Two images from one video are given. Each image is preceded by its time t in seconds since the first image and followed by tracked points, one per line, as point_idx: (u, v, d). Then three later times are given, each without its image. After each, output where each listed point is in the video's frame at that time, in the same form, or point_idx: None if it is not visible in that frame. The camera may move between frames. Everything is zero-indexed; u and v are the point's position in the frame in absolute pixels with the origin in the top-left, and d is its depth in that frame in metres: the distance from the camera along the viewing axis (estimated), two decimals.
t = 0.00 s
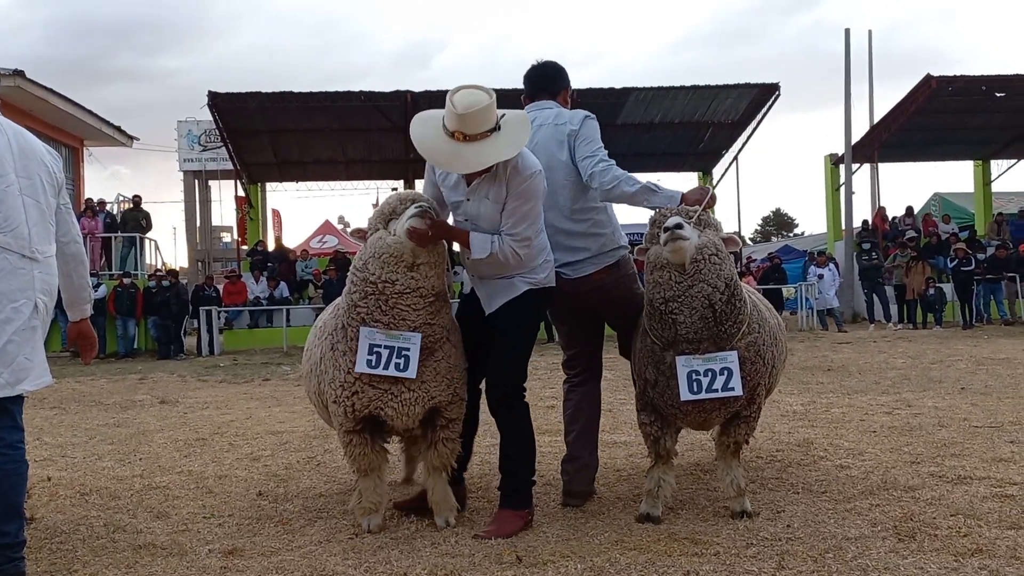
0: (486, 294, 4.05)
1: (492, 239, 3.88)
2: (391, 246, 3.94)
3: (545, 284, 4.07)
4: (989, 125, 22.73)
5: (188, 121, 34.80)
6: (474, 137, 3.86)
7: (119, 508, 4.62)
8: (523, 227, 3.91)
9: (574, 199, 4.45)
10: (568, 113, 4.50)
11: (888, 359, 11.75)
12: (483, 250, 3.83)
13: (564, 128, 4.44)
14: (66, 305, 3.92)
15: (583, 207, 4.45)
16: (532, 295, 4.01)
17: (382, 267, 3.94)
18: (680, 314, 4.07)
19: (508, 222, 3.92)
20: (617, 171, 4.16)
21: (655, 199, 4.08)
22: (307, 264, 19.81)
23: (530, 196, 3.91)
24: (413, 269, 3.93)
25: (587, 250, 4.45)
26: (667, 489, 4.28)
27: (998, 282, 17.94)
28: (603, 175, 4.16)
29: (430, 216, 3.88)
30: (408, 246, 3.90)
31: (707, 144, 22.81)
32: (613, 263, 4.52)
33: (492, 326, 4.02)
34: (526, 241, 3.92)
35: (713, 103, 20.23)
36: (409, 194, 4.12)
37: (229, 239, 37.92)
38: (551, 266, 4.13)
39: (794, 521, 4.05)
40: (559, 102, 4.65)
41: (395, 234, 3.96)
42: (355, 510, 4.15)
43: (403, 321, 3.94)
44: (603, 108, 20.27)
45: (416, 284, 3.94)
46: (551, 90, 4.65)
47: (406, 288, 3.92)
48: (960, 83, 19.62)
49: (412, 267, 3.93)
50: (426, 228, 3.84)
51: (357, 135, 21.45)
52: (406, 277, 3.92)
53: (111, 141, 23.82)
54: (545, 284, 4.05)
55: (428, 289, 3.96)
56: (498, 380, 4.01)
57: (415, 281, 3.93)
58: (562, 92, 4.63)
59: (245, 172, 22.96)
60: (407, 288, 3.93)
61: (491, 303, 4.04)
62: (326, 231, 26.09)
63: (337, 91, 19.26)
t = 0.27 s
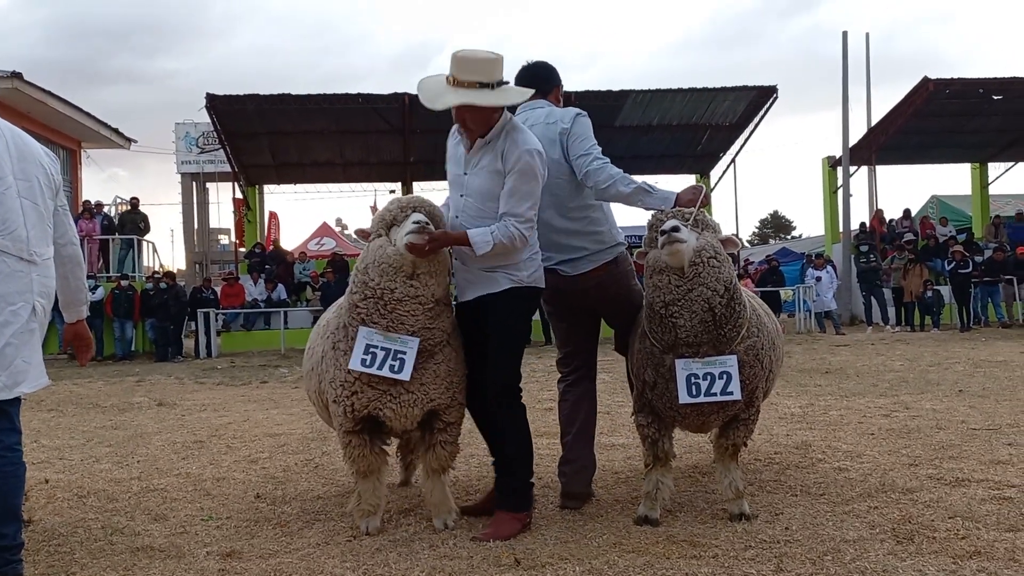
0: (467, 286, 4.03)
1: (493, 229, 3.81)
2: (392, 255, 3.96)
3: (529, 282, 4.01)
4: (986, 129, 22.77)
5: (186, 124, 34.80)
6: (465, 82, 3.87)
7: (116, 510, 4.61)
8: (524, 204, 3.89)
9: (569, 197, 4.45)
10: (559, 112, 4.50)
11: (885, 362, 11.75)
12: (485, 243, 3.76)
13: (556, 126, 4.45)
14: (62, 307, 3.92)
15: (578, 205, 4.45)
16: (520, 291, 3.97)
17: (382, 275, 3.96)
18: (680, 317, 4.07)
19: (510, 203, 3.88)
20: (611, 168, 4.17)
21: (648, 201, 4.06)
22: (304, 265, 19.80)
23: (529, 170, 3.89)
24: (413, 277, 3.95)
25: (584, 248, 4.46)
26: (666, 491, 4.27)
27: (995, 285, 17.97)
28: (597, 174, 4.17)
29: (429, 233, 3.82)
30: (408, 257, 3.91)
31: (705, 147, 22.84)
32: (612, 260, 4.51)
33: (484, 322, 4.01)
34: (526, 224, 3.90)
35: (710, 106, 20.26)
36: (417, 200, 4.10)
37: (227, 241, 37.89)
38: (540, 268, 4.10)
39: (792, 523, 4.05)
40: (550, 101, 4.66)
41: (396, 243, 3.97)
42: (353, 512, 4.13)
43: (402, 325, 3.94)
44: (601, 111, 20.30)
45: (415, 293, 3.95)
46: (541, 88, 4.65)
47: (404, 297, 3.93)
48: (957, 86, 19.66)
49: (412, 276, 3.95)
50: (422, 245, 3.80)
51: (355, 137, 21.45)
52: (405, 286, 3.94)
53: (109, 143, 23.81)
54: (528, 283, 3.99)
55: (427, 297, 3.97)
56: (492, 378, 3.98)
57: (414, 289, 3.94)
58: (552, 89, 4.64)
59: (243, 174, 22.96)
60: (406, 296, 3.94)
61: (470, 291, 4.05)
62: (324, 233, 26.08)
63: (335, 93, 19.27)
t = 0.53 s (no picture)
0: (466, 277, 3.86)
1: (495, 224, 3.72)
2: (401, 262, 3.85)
3: (522, 282, 3.87)
4: (988, 131, 22.76)
5: (187, 125, 34.81)
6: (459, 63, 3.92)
7: (117, 511, 4.61)
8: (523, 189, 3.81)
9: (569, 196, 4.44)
10: (559, 109, 4.48)
11: (886, 364, 11.75)
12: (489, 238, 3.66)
13: (557, 124, 4.41)
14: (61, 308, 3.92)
15: (577, 204, 4.45)
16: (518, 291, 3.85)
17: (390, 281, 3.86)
18: (681, 318, 4.07)
19: (512, 192, 3.80)
20: (612, 167, 4.17)
21: (646, 200, 4.04)
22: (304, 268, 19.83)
23: (526, 155, 3.83)
24: (424, 283, 3.85)
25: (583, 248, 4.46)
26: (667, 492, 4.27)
27: (996, 287, 17.95)
28: (598, 173, 4.18)
29: (437, 243, 3.71)
30: (418, 265, 3.79)
31: (706, 148, 22.84)
32: (610, 261, 4.52)
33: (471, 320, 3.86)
34: (530, 215, 3.81)
35: (711, 107, 20.26)
36: (429, 204, 3.97)
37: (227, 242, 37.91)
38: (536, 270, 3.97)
39: (794, 526, 4.04)
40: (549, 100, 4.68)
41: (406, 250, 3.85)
42: (355, 513, 4.11)
43: (412, 329, 3.86)
44: (602, 113, 20.31)
45: (425, 299, 3.85)
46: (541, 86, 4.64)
47: (414, 303, 3.83)
48: (958, 88, 19.65)
49: (422, 283, 3.84)
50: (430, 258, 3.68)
51: (356, 138, 21.46)
52: (415, 293, 3.83)
53: (110, 144, 23.83)
54: (518, 283, 3.84)
55: (438, 302, 3.87)
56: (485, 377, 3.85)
57: (424, 295, 3.84)
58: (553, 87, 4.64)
59: (244, 176, 22.97)
60: (416, 301, 3.84)
61: (463, 281, 3.89)
62: (324, 234, 26.08)
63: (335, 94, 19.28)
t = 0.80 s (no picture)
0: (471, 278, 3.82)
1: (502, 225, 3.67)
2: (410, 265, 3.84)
3: (518, 286, 3.78)
4: (989, 133, 22.76)
5: (188, 125, 34.84)
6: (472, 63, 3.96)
7: (117, 510, 4.61)
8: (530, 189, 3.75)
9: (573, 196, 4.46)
10: (568, 107, 4.49)
11: (887, 366, 11.75)
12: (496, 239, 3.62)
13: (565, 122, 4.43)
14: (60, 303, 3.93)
15: (581, 204, 4.46)
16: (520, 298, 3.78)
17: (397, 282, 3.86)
18: (682, 318, 4.07)
19: (519, 191, 3.74)
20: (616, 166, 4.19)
21: (650, 198, 4.05)
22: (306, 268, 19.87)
23: (536, 154, 3.77)
24: (431, 285, 3.83)
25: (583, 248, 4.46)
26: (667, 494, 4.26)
27: (997, 289, 17.93)
28: (604, 171, 4.19)
29: (447, 247, 3.68)
30: (426, 269, 3.78)
31: (706, 150, 22.85)
32: (608, 263, 4.50)
33: (470, 319, 3.80)
34: (538, 215, 3.76)
35: (712, 109, 20.27)
36: (441, 206, 3.94)
37: (228, 242, 37.93)
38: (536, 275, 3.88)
39: (794, 527, 4.04)
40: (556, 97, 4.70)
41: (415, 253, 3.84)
42: (356, 513, 4.10)
43: (416, 329, 3.86)
44: (603, 114, 20.31)
45: (432, 301, 3.84)
46: (549, 85, 4.66)
47: (420, 304, 3.83)
48: (960, 90, 19.65)
49: (429, 285, 3.83)
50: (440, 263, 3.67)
51: (357, 139, 21.47)
52: (422, 295, 3.83)
53: (111, 144, 23.85)
54: (517, 286, 3.76)
55: (444, 304, 3.86)
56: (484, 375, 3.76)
57: (430, 297, 3.83)
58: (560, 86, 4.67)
59: (245, 176, 22.98)
60: (422, 303, 3.84)
61: (473, 285, 3.81)
62: (325, 235, 26.09)
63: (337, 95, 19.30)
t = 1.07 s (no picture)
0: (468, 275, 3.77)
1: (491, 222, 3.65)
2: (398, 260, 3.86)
3: (510, 285, 3.73)
4: (992, 142, 22.76)
5: (191, 122, 34.85)
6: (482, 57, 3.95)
7: (112, 505, 4.59)
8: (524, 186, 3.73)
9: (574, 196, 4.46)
10: (572, 106, 4.49)
11: (886, 372, 11.74)
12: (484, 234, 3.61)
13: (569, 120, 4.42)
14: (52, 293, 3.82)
15: (583, 204, 4.46)
16: (513, 296, 3.73)
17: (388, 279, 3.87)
18: (681, 320, 4.06)
19: (514, 189, 3.72)
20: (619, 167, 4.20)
21: (655, 199, 4.03)
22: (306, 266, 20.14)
23: (533, 152, 3.75)
24: (422, 281, 3.84)
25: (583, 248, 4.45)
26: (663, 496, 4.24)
27: (997, 298, 17.91)
28: (605, 171, 4.20)
29: (435, 239, 3.74)
30: (414, 263, 3.79)
31: (708, 154, 22.84)
32: (607, 266, 4.51)
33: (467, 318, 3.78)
34: (531, 216, 3.71)
35: (715, 114, 20.27)
36: (431, 200, 4.02)
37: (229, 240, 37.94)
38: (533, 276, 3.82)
39: (789, 532, 4.02)
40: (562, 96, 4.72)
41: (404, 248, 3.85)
42: (349, 511, 4.08)
43: (408, 326, 3.85)
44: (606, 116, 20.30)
45: (422, 297, 3.84)
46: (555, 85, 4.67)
47: (410, 300, 3.83)
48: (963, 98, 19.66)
49: (420, 281, 3.84)
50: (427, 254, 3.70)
51: (359, 138, 21.48)
52: (413, 290, 3.83)
53: (114, 139, 23.85)
54: (511, 285, 3.72)
55: (435, 300, 3.85)
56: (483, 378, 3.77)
57: (421, 293, 3.83)
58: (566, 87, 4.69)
59: (246, 173, 22.99)
60: (412, 299, 3.84)
61: (467, 284, 3.80)
62: (326, 233, 26.09)
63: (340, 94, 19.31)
